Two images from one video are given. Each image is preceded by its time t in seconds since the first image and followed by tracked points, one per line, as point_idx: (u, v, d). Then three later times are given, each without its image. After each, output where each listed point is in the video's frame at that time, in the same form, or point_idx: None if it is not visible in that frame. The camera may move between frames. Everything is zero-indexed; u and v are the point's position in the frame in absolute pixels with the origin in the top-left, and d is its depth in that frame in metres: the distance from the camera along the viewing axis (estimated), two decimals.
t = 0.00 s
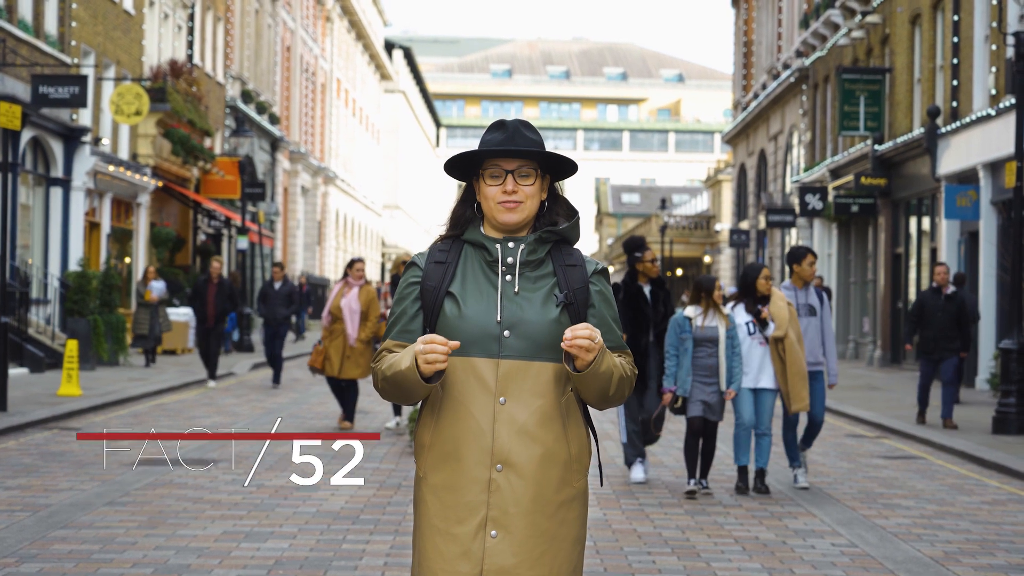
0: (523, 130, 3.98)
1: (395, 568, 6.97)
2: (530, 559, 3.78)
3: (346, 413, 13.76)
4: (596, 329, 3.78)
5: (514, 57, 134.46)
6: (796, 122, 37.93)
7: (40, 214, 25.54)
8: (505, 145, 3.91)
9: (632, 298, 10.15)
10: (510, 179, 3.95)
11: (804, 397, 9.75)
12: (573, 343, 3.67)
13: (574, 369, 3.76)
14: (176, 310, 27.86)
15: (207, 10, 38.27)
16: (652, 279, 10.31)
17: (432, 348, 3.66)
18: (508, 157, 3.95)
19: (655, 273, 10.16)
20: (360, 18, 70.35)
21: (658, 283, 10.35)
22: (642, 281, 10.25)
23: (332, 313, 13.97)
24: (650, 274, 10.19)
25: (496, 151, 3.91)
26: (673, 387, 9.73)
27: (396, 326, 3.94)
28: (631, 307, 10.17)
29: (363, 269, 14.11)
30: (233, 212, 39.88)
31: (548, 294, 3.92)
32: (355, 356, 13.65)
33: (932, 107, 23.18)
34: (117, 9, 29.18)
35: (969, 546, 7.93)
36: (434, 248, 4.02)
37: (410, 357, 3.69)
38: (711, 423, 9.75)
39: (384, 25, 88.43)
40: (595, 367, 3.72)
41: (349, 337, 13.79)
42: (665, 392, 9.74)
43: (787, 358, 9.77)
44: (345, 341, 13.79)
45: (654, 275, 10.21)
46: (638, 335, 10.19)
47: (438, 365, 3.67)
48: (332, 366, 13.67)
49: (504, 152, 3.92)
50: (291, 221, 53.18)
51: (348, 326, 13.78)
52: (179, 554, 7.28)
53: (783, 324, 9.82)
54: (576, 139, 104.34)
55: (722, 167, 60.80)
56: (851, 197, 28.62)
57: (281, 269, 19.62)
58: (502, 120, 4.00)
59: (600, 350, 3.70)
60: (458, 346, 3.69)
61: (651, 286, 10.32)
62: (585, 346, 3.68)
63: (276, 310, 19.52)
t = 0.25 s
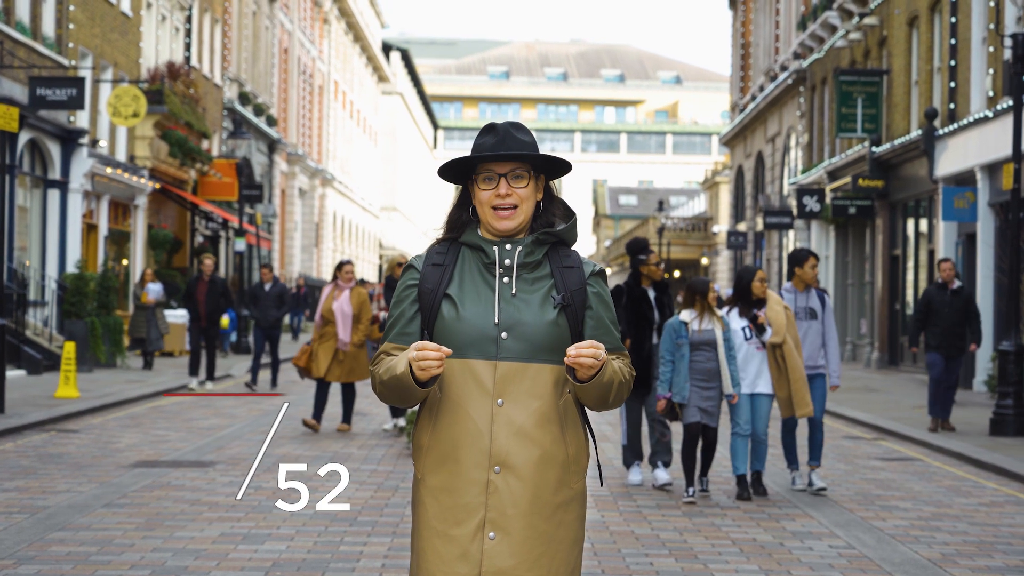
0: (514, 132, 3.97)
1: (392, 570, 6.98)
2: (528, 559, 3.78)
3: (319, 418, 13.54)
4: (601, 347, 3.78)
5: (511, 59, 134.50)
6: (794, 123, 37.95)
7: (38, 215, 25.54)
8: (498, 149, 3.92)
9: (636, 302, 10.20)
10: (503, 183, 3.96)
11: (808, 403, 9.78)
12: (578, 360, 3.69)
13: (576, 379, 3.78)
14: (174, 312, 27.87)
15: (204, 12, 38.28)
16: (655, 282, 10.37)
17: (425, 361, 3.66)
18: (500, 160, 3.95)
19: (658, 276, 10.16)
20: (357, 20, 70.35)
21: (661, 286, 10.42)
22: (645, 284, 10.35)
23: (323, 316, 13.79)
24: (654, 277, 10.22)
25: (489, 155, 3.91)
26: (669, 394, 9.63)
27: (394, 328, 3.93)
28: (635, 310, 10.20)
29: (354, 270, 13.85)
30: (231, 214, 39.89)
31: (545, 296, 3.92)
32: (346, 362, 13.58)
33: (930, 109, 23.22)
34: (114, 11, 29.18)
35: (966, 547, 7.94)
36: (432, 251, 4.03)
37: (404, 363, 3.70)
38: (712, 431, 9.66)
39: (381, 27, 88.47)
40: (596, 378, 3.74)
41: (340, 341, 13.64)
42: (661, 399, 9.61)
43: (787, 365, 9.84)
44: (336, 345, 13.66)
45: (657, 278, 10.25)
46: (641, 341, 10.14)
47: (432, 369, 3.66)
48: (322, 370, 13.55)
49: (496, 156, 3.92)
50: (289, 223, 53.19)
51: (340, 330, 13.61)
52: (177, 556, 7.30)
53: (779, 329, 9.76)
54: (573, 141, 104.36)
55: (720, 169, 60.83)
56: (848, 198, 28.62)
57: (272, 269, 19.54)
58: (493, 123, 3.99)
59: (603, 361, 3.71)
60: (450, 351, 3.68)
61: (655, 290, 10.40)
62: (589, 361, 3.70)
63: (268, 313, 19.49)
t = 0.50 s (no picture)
0: (515, 131, 3.98)
1: (390, 569, 6.98)
2: (526, 559, 3.79)
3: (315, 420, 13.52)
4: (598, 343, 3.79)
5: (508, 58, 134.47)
6: (791, 123, 37.95)
7: (35, 215, 25.52)
8: (499, 145, 3.92)
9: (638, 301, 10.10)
10: (502, 180, 3.95)
11: (802, 401, 9.72)
12: (578, 354, 3.69)
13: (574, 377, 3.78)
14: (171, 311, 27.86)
15: (201, 12, 38.26)
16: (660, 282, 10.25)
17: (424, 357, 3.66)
18: (500, 157, 3.95)
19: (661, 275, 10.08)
20: (354, 20, 70.34)
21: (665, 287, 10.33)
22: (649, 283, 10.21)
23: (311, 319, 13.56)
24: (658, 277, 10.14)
25: (490, 152, 3.92)
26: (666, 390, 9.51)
27: (392, 327, 3.92)
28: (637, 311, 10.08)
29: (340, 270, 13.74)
30: (228, 214, 39.88)
31: (543, 296, 3.93)
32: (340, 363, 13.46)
33: (927, 109, 23.23)
34: (111, 11, 29.17)
35: (964, 547, 7.95)
36: (430, 250, 4.03)
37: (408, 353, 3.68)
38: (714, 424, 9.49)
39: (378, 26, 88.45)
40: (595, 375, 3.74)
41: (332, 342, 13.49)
42: (659, 396, 9.50)
43: (785, 362, 9.70)
44: (328, 347, 13.48)
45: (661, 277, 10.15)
46: (643, 342, 10.04)
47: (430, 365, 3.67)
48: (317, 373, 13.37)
49: (498, 152, 3.93)
50: (286, 223, 53.17)
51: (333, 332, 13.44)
52: (175, 555, 7.29)
53: (779, 327, 9.69)
54: (571, 141, 104.37)
55: (717, 169, 60.84)
56: (846, 198, 28.64)
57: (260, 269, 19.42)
58: (495, 122, 4.00)
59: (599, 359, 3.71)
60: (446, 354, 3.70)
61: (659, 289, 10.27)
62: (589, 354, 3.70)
63: (257, 312, 19.16)
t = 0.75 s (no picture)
0: (526, 133, 3.99)
1: (391, 569, 6.97)
2: (530, 557, 3.78)
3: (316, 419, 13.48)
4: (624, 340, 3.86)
5: (508, 57, 134.38)
6: (790, 122, 37.94)
7: (35, 214, 25.51)
8: (504, 144, 3.92)
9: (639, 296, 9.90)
10: (504, 179, 3.95)
11: (803, 410, 9.66)
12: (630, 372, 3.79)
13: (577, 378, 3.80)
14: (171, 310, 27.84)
15: (201, 11, 38.26)
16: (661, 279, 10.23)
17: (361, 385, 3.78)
18: (504, 156, 3.95)
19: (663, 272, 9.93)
20: (354, 19, 70.35)
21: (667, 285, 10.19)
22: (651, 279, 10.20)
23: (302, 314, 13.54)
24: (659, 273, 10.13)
25: (493, 150, 3.91)
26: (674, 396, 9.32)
27: (391, 326, 3.97)
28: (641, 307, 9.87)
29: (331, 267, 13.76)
30: (228, 213, 39.88)
31: (542, 292, 3.94)
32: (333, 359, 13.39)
33: (927, 108, 23.22)
34: (111, 10, 29.16)
35: (965, 547, 7.95)
36: (428, 250, 4.03)
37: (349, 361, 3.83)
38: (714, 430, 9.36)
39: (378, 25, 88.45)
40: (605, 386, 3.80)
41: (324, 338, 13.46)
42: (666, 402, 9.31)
43: (791, 368, 9.64)
44: (320, 342, 13.45)
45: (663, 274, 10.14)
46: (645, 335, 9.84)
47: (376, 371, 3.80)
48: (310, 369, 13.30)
49: (501, 151, 3.92)
50: (286, 222, 53.18)
51: (324, 327, 13.40)
52: (175, 555, 7.29)
53: (787, 332, 9.60)
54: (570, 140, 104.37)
55: (717, 168, 60.82)
56: (846, 198, 28.60)
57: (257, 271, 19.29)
58: (505, 121, 4.01)
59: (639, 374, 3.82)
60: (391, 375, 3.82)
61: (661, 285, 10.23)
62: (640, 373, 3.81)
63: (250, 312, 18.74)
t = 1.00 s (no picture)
0: (527, 130, 3.97)
1: (393, 568, 6.97)
2: (532, 557, 3.78)
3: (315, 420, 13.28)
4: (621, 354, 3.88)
5: (511, 56, 134.36)
6: (793, 121, 37.93)
7: (37, 213, 25.52)
8: (506, 143, 3.91)
9: (637, 299, 9.79)
10: (506, 177, 3.94)
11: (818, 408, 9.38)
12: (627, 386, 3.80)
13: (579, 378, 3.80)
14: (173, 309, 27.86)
15: (203, 10, 38.29)
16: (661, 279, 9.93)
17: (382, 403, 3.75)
18: (506, 155, 3.94)
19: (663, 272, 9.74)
20: (356, 18, 70.37)
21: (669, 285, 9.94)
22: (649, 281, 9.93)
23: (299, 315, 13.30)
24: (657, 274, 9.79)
25: (496, 148, 3.90)
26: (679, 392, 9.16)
27: (397, 322, 3.95)
28: (638, 310, 9.79)
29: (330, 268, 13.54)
30: (231, 212, 39.93)
31: (546, 293, 3.93)
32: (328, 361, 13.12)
33: (929, 106, 23.21)
34: (113, 9, 29.18)
35: (967, 546, 7.94)
36: (431, 249, 4.03)
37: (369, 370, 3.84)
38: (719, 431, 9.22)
39: (380, 24, 88.43)
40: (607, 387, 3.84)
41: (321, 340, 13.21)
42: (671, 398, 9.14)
43: (805, 366, 9.35)
44: (316, 344, 13.21)
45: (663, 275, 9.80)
46: (643, 339, 9.79)
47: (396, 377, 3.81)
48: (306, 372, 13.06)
49: (504, 150, 3.91)
50: (288, 221, 53.23)
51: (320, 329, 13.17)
52: (177, 554, 7.29)
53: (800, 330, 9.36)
54: (572, 139, 104.36)
55: (719, 167, 60.81)
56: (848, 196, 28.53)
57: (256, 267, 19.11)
58: (506, 119, 4.00)
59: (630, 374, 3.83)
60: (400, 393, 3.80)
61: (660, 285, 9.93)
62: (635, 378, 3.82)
63: (248, 309, 18.69)
